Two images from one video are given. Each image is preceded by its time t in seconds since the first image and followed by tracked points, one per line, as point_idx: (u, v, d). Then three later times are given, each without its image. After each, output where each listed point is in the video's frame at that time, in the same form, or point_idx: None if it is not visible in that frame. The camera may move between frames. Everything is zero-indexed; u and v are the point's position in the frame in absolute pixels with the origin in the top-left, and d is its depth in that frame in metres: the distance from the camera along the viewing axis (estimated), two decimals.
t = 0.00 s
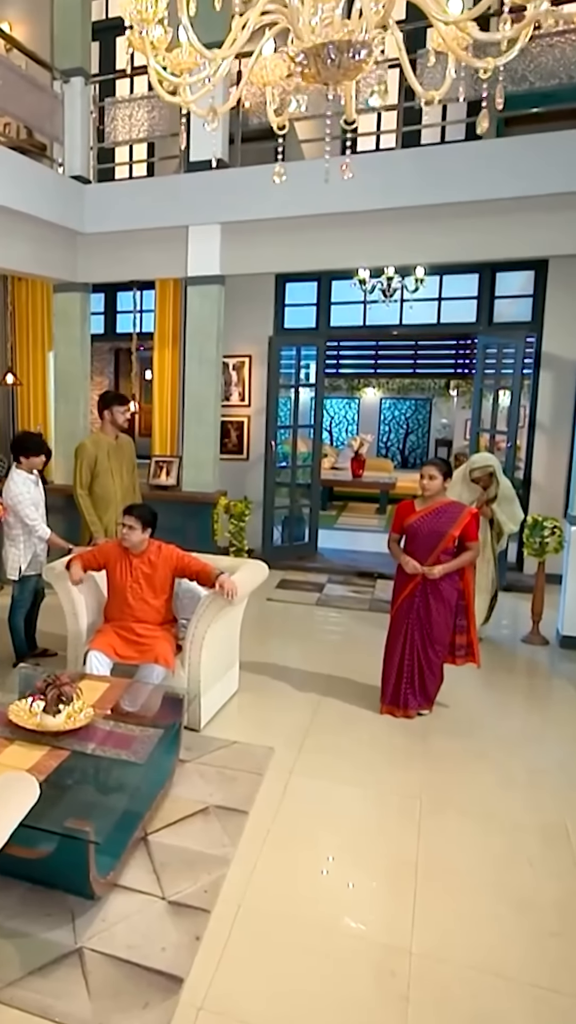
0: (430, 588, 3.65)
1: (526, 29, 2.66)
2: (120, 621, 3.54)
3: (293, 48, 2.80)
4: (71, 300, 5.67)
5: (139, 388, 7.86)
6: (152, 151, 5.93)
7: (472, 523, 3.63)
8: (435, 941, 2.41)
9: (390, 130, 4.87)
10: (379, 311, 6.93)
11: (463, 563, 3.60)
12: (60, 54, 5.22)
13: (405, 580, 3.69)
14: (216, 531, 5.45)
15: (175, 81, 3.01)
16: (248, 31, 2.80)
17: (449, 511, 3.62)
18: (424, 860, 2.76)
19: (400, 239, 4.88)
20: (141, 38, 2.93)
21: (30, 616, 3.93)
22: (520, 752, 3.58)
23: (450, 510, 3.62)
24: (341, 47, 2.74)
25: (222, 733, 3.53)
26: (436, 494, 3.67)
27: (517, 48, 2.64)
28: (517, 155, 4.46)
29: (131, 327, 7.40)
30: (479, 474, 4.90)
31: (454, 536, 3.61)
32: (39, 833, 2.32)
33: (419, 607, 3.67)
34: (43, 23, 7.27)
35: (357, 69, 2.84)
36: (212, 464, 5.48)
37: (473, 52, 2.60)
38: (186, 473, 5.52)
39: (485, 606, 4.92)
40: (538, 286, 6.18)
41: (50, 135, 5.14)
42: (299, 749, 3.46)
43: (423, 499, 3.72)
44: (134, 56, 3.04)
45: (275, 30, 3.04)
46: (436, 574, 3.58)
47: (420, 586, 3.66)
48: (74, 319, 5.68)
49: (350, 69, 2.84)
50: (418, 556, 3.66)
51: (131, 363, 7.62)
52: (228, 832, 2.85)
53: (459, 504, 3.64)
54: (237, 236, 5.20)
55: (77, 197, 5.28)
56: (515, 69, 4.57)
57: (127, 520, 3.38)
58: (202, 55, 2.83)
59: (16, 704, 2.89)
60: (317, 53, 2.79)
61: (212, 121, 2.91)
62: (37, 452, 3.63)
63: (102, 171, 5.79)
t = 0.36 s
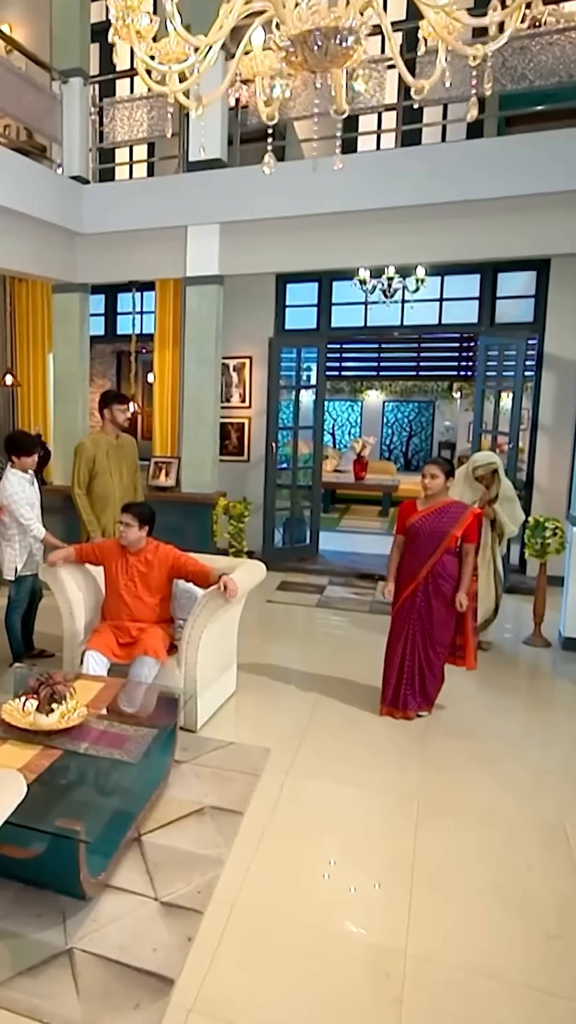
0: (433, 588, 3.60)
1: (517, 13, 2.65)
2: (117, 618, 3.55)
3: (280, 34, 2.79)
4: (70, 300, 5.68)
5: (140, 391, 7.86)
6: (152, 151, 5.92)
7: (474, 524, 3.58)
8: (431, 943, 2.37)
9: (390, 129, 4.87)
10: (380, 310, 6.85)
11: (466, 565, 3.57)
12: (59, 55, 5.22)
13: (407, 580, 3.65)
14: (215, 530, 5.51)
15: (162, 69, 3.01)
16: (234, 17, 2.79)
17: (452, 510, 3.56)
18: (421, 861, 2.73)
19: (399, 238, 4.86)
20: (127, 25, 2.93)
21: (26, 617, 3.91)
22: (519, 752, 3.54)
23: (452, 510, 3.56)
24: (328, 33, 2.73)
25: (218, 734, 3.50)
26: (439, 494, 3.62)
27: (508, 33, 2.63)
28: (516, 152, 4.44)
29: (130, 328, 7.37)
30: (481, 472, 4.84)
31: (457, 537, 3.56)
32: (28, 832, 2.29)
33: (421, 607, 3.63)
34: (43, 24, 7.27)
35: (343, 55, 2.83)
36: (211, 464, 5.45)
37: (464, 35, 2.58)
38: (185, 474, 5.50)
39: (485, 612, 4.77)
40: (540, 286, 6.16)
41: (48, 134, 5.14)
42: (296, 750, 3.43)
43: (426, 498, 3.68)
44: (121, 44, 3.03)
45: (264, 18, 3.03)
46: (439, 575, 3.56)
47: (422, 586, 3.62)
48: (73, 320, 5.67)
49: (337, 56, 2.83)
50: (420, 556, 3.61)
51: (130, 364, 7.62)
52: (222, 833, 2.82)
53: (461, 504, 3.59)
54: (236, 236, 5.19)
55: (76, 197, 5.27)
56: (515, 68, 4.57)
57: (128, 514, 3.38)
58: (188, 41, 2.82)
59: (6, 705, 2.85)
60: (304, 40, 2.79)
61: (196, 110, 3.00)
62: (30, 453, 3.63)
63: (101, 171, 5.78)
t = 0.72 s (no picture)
0: (427, 587, 3.57)
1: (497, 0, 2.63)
2: (109, 618, 3.51)
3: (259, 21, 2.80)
4: (65, 300, 5.68)
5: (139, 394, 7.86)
6: (148, 151, 5.93)
7: (468, 521, 3.56)
8: (421, 941, 2.34)
9: (383, 129, 4.88)
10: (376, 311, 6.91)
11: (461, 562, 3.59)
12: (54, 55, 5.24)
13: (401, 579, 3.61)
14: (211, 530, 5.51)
15: (143, 58, 3.02)
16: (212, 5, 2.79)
17: (447, 508, 3.55)
18: (412, 860, 2.70)
19: (393, 236, 4.86)
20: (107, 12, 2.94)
21: (19, 616, 3.90)
22: (513, 751, 3.52)
23: (448, 507, 3.54)
24: (307, 19, 2.73)
25: (210, 734, 3.48)
26: (433, 493, 3.63)
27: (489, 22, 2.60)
28: (509, 149, 4.43)
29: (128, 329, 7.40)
30: (486, 470, 4.59)
31: (452, 535, 3.54)
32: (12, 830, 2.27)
33: (416, 606, 3.58)
34: (39, 24, 7.29)
35: (323, 42, 2.83)
36: (206, 463, 5.44)
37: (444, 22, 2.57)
38: (180, 474, 5.48)
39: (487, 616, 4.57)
40: (536, 285, 6.16)
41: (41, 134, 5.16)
42: (289, 749, 3.40)
43: (420, 497, 3.67)
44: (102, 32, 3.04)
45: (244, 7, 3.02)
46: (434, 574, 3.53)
47: (416, 584, 3.58)
48: (68, 319, 5.67)
49: (317, 43, 2.84)
50: (415, 555, 3.58)
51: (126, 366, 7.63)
52: (212, 832, 2.80)
53: (456, 501, 3.57)
54: (229, 237, 5.19)
55: (71, 197, 5.28)
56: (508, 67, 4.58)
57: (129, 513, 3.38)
58: (167, 28, 2.83)
59: None
60: (283, 27, 2.79)
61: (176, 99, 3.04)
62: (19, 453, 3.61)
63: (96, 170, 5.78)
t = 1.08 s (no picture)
0: (413, 582, 3.56)
1: None
2: (103, 606, 3.47)
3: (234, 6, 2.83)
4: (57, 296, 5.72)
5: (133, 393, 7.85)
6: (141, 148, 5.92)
7: (453, 516, 3.56)
8: (403, 934, 2.33)
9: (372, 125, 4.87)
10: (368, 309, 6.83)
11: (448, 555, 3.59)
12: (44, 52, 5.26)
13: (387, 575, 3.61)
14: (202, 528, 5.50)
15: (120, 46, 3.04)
16: None
17: (432, 503, 3.55)
18: (398, 854, 2.69)
19: (384, 233, 4.85)
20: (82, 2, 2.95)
21: (8, 612, 3.89)
22: (501, 747, 3.50)
23: (433, 502, 3.54)
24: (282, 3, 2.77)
25: (198, 729, 3.47)
26: (419, 487, 3.60)
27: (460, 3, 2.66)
28: (498, 146, 4.44)
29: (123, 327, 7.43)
30: (489, 467, 4.58)
31: (437, 530, 3.54)
32: None
33: (402, 601, 3.58)
34: (33, 22, 7.29)
35: (298, 25, 2.88)
36: (198, 460, 5.44)
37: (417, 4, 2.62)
38: (172, 472, 5.48)
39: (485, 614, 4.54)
40: (528, 284, 6.14)
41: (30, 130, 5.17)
42: (276, 745, 3.39)
43: (406, 493, 3.64)
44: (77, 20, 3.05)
45: None
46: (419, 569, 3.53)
47: (402, 579, 3.58)
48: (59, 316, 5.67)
49: (292, 27, 2.89)
50: (400, 551, 3.58)
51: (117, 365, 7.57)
52: (196, 827, 2.79)
53: (440, 496, 3.57)
54: (220, 232, 5.18)
55: (61, 193, 5.28)
56: (498, 62, 4.59)
57: (137, 513, 3.35)
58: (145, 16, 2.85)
59: None
60: (258, 10, 2.83)
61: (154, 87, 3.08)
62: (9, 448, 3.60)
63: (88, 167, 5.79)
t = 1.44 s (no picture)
0: (400, 575, 3.56)
1: None
2: (94, 600, 3.45)
3: None
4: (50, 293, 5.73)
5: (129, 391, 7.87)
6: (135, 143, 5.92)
7: (439, 509, 3.55)
8: (386, 926, 2.32)
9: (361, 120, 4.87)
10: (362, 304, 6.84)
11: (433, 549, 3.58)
12: (36, 48, 5.27)
13: (374, 568, 3.60)
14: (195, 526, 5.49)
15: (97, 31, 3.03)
16: None
17: (417, 496, 3.53)
18: (383, 847, 2.68)
19: (376, 229, 4.85)
20: None
21: None
22: (491, 741, 3.49)
23: (418, 494, 3.53)
24: None
25: (186, 723, 3.46)
26: (406, 480, 3.59)
27: None
28: (488, 141, 4.43)
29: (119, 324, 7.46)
30: (484, 466, 4.45)
31: (424, 522, 3.53)
32: None
33: (389, 595, 3.58)
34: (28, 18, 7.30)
35: (272, 7, 2.86)
36: (190, 457, 5.44)
37: None
38: (164, 468, 5.48)
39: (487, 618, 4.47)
40: (522, 279, 6.15)
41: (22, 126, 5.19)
42: (264, 739, 3.39)
43: (392, 486, 3.63)
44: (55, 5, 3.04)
45: None
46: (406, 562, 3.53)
47: (389, 573, 3.57)
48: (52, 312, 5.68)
49: (265, 9, 2.86)
50: (387, 544, 3.57)
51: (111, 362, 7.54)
52: (182, 820, 2.78)
53: (426, 488, 3.56)
54: (212, 228, 5.18)
55: (54, 189, 5.29)
56: (491, 57, 4.60)
57: (131, 512, 3.32)
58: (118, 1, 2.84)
59: None
60: None
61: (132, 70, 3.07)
62: None
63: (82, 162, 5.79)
